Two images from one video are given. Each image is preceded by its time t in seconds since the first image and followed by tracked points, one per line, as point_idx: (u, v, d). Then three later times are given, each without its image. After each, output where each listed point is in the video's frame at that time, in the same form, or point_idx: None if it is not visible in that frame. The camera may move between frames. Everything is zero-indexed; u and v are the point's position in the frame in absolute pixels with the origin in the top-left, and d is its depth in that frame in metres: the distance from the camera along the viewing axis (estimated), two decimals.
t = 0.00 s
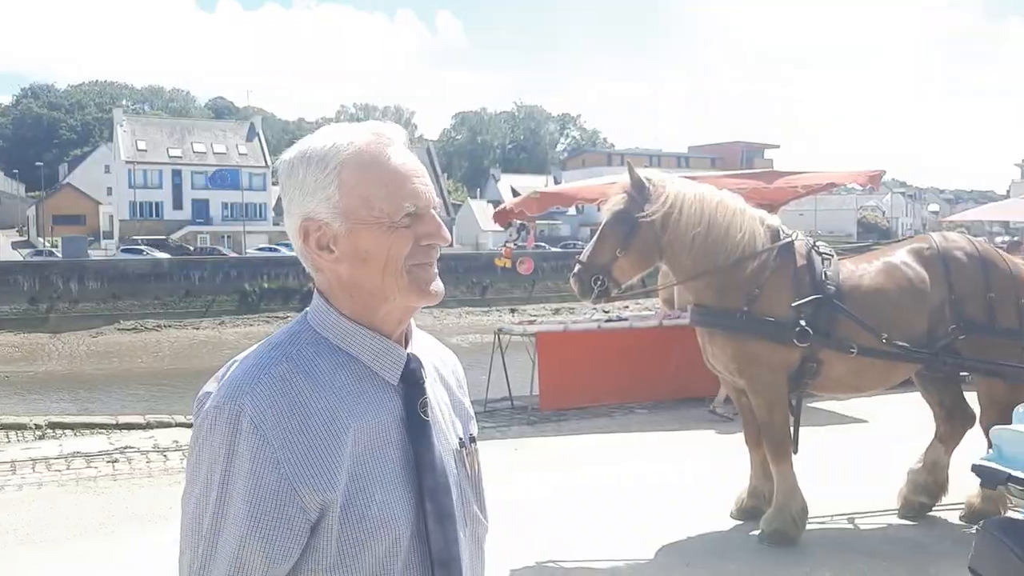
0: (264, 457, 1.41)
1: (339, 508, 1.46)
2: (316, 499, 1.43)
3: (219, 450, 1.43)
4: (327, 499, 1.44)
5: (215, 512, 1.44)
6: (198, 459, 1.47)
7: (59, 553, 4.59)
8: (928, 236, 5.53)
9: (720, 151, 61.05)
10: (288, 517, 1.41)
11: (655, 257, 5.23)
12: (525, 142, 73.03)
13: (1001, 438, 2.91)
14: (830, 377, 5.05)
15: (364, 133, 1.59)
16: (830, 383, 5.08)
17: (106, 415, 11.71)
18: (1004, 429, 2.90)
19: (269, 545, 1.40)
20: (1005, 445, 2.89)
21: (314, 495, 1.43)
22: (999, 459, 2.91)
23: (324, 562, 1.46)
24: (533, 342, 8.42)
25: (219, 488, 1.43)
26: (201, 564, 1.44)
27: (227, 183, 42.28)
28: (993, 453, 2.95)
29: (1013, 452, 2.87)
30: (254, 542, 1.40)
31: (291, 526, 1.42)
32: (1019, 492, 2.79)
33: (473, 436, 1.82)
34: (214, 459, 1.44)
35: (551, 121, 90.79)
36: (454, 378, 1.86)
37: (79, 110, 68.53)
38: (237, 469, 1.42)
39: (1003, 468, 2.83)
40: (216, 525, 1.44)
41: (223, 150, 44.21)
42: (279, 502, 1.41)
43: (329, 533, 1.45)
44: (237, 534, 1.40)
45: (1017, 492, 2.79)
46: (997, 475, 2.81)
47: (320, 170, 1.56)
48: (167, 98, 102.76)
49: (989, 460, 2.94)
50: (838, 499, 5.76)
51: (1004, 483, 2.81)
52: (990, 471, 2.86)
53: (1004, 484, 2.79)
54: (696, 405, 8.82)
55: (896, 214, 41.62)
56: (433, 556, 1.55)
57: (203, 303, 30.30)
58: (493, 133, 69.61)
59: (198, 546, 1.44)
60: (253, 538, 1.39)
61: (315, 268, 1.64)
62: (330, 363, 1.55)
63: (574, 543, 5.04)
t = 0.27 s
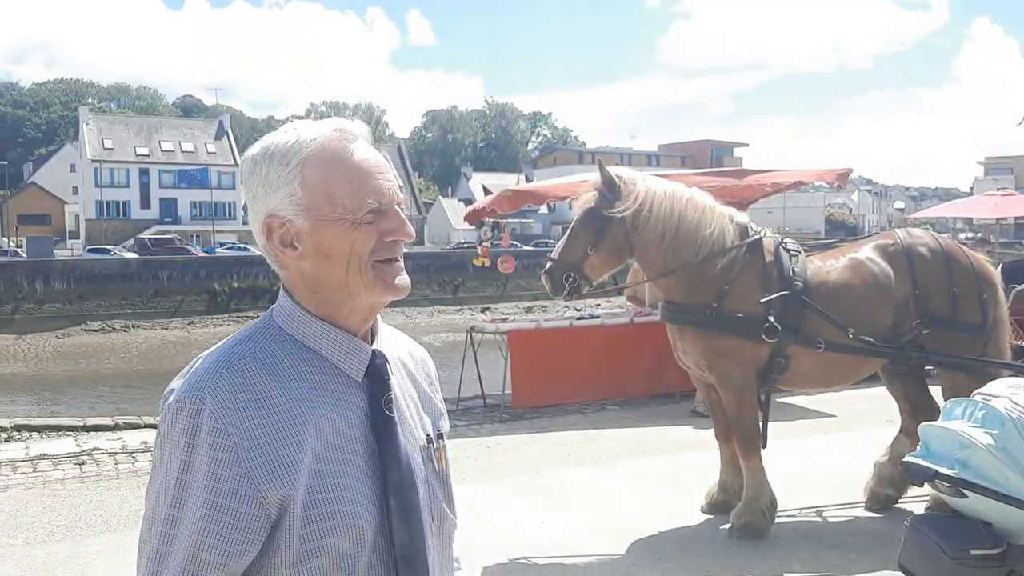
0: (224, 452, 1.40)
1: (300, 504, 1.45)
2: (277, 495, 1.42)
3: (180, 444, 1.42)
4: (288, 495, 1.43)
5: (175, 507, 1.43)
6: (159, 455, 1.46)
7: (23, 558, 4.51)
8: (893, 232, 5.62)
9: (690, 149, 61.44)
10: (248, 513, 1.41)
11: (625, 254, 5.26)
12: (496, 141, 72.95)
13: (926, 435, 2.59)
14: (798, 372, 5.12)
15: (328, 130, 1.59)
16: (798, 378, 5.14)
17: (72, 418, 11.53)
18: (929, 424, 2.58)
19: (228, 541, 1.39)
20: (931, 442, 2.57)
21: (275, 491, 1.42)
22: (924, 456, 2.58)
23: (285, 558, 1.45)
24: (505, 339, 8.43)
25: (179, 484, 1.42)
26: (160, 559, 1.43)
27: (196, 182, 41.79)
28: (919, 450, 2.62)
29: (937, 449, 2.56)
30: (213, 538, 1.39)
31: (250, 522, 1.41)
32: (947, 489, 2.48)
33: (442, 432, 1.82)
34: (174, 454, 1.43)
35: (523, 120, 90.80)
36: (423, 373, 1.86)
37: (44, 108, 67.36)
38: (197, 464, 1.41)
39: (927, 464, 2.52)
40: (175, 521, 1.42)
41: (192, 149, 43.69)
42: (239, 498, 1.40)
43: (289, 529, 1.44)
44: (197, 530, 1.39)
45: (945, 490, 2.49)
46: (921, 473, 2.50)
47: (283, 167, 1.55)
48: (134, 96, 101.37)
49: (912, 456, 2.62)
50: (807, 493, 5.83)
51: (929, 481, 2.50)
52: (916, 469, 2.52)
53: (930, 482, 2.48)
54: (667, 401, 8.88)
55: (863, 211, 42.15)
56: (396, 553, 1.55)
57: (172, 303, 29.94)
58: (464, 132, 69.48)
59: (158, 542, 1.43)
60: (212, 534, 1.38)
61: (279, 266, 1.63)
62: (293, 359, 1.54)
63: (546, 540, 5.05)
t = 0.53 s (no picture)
0: (184, 453, 1.39)
1: (262, 506, 1.44)
2: (238, 496, 1.41)
3: (139, 447, 1.40)
4: (249, 497, 1.42)
5: (133, 511, 1.41)
6: (117, 458, 1.44)
7: None
8: (846, 231, 5.74)
9: (649, 148, 61.92)
10: (209, 516, 1.39)
11: (585, 252, 5.29)
12: (456, 138, 72.76)
13: (843, 434, 2.62)
14: (754, 369, 5.20)
15: (286, 130, 1.58)
16: (755, 374, 5.22)
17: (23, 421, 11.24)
18: (846, 423, 2.61)
19: (189, 544, 1.37)
20: (847, 440, 2.61)
21: (236, 493, 1.41)
22: (840, 455, 2.62)
23: (247, 560, 1.44)
24: (466, 338, 8.43)
25: (138, 488, 1.40)
26: (117, 563, 1.41)
27: (151, 180, 40.99)
28: (835, 450, 2.65)
29: (853, 448, 2.60)
30: (174, 541, 1.37)
31: (211, 524, 1.39)
32: (863, 488, 2.52)
33: (401, 432, 1.82)
34: (132, 457, 1.41)
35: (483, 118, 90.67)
36: (381, 374, 1.85)
37: None
38: (157, 467, 1.39)
39: (844, 462, 2.56)
40: (133, 526, 1.40)
41: (146, 146, 42.85)
42: (200, 501, 1.39)
43: (251, 531, 1.43)
44: (157, 534, 1.37)
45: (861, 489, 2.52)
46: (839, 472, 2.51)
47: (240, 166, 1.54)
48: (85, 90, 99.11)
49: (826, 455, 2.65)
50: (764, 488, 5.92)
51: (847, 481, 2.52)
52: (833, 468, 2.54)
53: (847, 481, 2.51)
54: (626, 399, 8.95)
55: (817, 210, 42.91)
56: (359, 552, 1.54)
57: (126, 303, 29.36)
58: (425, 130, 69.16)
59: (117, 546, 1.41)
60: (172, 536, 1.37)
61: (237, 266, 1.61)
62: (252, 360, 1.53)
63: (506, 538, 5.07)
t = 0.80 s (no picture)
0: (137, 454, 1.39)
1: (217, 503, 1.45)
2: (193, 495, 1.42)
3: (91, 448, 1.39)
4: (204, 495, 1.43)
5: (86, 511, 1.40)
6: (68, 460, 1.43)
7: None
8: (787, 231, 5.91)
9: (597, 147, 62.47)
10: (164, 515, 1.39)
11: (534, 251, 5.34)
12: (404, 136, 72.41)
13: (749, 431, 2.69)
14: (699, 366, 5.31)
15: (239, 131, 1.59)
16: (700, 372, 5.33)
17: None
18: (752, 421, 2.68)
19: (144, 543, 1.38)
20: (753, 439, 2.67)
21: (190, 492, 1.41)
22: (746, 453, 2.68)
23: (202, 558, 1.45)
24: (415, 337, 8.42)
25: (90, 489, 1.40)
26: (70, 565, 1.40)
27: (90, 176, 39.92)
28: (742, 448, 2.71)
29: (759, 445, 2.67)
30: (129, 541, 1.37)
31: (166, 523, 1.39)
32: (767, 485, 2.58)
33: (352, 430, 1.83)
34: (84, 458, 1.40)
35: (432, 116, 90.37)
36: (332, 373, 1.86)
37: None
38: (110, 468, 1.39)
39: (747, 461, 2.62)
40: (86, 527, 1.40)
41: (85, 141, 41.71)
42: (155, 500, 1.39)
43: (206, 529, 1.44)
44: (111, 535, 1.37)
45: (765, 487, 2.58)
46: (744, 470, 2.57)
47: (193, 167, 1.54)
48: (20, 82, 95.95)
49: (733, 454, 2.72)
50: (709, 482, 6.06)
51: (751, 478, 2.58)
52: (739, 466, 2.60)
53: (750, 478, 2.56)
54: (575, 397, 9.04)
55: (760, 210, 43.79)
56: (313, 549, 1.56)
57: (65, 302, 28.55)
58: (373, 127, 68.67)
59: (69, 548, 1.40)
60: (126, 537, 1.37)
61: (189, 267, 1.61)
62: (205, 360, 1.53)
63: (456, 535, 5.09)
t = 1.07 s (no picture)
0: (87, 450, 1.40)
1: (166, 499, 1.47)
2: (143, 490, 1.43)
3: (39, 444, 1.40)
4: (154, 490, 1.44)
5: (34, 507, 1.41)
6: (15, 456, 1.43)
7: None
8: (730, 229, 6.05)
9: (546, 146, 62.79)
10: (113, 512, 1.40)
11: (483, 249, 5.39)
12: (353, 133, 71.79)
13: (659, 433, 2.85)
14: (645, 362, 5.42)
15: (188, 131, 1.60)
16: (646, 368, 5.44)
17: None
18: (661, 422, 2.84)
19: (95, 538, 1.39)
20: (662, 440, 2.84)
21: (140, 487, 1.42)
22: (655, 453, 2.85)
23: (152, 553, 1.46)
24: (364, 335, 8.39)
25: (39, 484, 1.40)
26: (17, 561, 1.40)
27: (27, 170, 38.71)
28: (652, 448, 2.88)
29: (668, 446, 2.83)
30: (78, 535, 1.38)
31: (116, 518, 1.40)
32: (675, 486, 2.75)
33: (302, 426, 1.85)
34: (32, 454, 1.40)
35: (380, 112, 89.73)
36: (282, 369, 1.88)
37: None
38: (59, 463, 1.39)
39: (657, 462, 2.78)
40: (35, 522, 1.40)
41: (22, 134, 40.41)
42: (105, 495, 1.40)
43: (156, 524, 1.45)
44: (60, 530, 1.38)
45: (672, 487, 2.75)
46: (652, 471, 2.73)
47: (143, 166, 1.55)
48: None
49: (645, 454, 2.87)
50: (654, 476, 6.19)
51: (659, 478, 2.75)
52: (648, 467, 2.76)
53: (659, 479, 2.72)
54: (523, 394, 9.12)
55: (706, 209, 44.49)
56: (262, 544, 1.58)
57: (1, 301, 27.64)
58: (321, 123, 67.93)
59: (17, 543, 1.41)
60: (76, 532, 1.38)
61: (138, 264, 1.62)
62: (155, 357, 1.54)
63: (405, 533, 5.11)
